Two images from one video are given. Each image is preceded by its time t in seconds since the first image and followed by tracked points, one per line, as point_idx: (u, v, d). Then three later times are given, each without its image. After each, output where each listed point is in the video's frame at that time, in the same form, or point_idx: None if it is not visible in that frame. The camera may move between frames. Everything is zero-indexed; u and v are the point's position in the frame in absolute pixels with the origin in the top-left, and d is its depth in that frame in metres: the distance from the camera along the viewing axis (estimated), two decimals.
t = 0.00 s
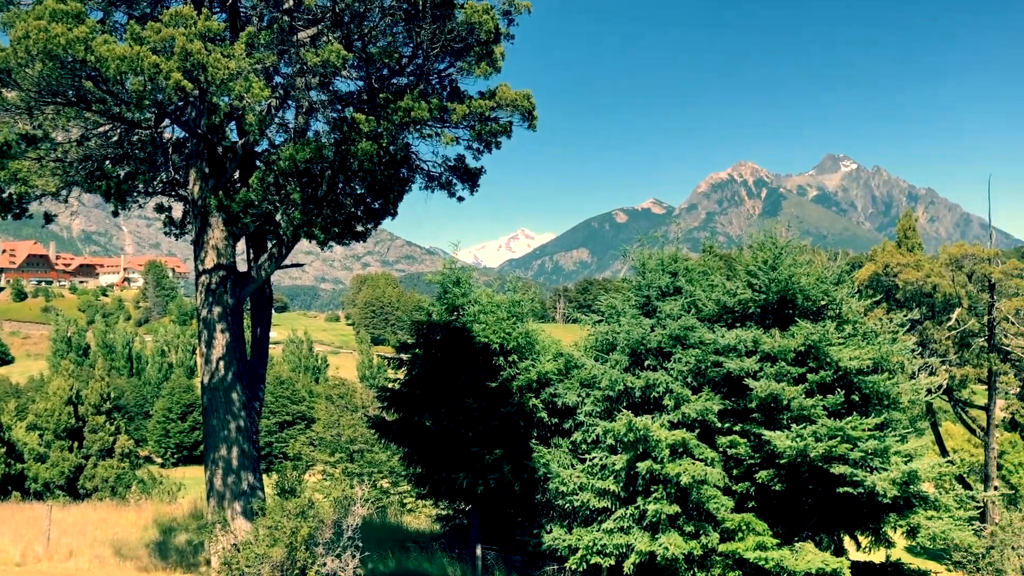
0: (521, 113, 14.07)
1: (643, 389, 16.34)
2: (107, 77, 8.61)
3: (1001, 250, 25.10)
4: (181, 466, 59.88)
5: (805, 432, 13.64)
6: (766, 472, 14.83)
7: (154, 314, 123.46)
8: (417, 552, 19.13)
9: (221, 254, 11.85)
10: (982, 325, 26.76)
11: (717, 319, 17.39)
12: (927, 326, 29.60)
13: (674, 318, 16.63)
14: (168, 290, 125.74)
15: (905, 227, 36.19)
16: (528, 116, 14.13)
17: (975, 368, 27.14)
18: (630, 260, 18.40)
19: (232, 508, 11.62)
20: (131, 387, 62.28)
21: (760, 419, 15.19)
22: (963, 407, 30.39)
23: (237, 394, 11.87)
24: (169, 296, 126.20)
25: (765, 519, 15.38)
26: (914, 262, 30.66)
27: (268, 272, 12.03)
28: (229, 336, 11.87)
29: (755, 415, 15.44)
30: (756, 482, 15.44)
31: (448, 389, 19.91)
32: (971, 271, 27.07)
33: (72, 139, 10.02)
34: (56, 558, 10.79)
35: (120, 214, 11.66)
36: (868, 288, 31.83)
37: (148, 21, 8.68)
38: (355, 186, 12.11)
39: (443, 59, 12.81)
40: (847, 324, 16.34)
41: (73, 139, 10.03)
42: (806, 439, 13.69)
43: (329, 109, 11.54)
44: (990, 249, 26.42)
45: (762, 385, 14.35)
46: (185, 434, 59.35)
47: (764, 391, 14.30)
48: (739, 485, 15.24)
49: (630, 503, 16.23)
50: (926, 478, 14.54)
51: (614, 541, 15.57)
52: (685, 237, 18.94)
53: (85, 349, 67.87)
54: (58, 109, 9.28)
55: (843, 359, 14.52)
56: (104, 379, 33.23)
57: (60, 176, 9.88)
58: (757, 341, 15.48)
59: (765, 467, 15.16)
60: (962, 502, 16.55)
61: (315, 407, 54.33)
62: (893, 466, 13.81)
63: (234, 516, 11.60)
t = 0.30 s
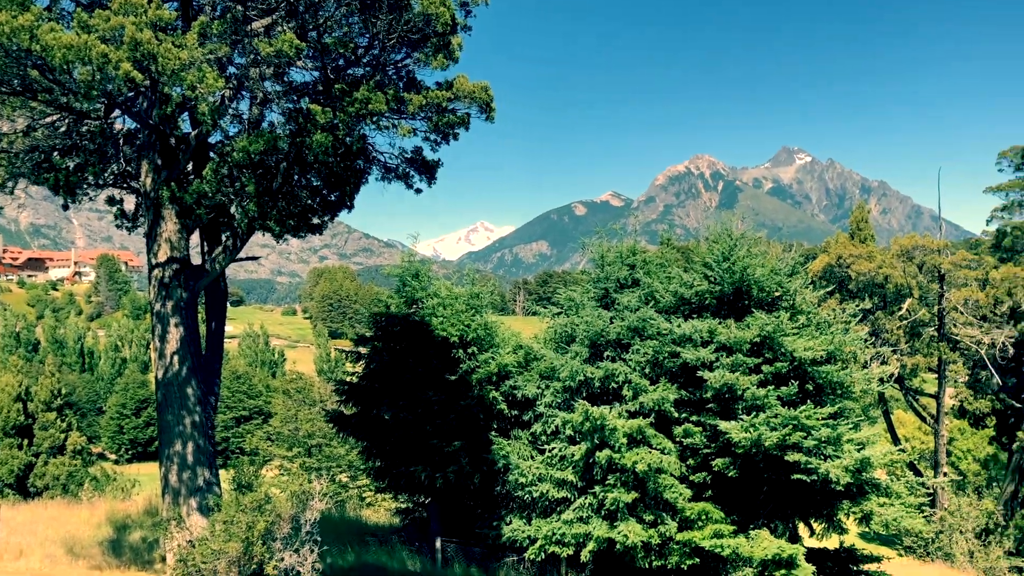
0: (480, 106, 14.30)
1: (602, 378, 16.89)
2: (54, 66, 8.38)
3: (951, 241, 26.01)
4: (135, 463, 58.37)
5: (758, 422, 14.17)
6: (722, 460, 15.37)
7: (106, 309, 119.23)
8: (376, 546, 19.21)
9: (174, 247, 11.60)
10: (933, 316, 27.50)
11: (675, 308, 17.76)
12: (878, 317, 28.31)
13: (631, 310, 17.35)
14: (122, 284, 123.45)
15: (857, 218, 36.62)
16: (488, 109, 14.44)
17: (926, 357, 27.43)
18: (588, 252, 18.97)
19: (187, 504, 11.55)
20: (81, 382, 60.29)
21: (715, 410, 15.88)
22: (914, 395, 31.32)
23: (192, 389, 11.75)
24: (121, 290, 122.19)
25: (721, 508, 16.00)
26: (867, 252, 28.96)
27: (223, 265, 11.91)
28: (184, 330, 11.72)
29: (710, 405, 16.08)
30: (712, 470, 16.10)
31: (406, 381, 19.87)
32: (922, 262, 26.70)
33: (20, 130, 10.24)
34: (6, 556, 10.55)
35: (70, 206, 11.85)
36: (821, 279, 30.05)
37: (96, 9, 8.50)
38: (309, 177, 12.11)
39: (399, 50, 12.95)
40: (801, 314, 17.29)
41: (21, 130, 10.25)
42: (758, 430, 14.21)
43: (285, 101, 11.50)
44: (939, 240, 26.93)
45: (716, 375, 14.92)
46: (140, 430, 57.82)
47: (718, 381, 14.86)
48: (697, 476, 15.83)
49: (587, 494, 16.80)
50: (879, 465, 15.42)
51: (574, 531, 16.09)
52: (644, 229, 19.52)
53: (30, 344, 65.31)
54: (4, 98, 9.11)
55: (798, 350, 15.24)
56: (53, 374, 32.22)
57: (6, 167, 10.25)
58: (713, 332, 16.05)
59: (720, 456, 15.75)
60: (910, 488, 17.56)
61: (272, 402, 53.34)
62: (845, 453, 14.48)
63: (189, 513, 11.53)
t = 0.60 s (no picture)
0: (430, 94, 14.43)
1: (556, 365, 17.41)
2: None
3: (894, 229, 25.99)
4: (80, 459, 56.26)
5: (707, 409, 14.79)
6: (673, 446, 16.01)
7: (47, 300, 113.61)
8: (329, 538, 19.21)
9: (119, 238, 11.34)
10: (877, 302, 27.71)
11: (627, 297, 18.32)
12: (825, 304, 29.22)
13: (582, 297, 18.18)
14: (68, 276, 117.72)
15: (804, 207, 37.91)
16: (438, 97, 14.66)
17: (870, 342, 27.96)
18: (540, 240, 19.66)
19: (135, 499, 11.42)
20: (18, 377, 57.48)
21: (667, 397, 16.52)
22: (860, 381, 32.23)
23: (139, 382, 11.57)
24: (65, 282, 116.88)
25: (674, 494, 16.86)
26: (813, 240, 29.37)
27: (169, 256, 11.81)
28: (130, 322, 11.51)
29: (661, 392, 16.74)
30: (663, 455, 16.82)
31: (358, 370, 19.89)
32: (867, 249, 26.94)
33: None
34: None
35: (8, 196, 11.39)
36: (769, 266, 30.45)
37: None
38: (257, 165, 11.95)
39: (349, 37, 12.92)
40: (749, 302, 18.04)
41: None
42: (708, 416, 14.82)
43: (232, 88, 11.40)
44: (884, 227, 27.00)
45: (667, 363, 15.49)
46: (85, 426, 55.67)
47: (668, 369, 15.45)
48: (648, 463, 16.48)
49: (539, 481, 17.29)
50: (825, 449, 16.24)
51: (527, 518, 16.60)
52: (595, 219, 20.26)
53: None
54: None
55: (748, 337, 15.98)
56: None
57: None
58: (662, 319, 16.61)
59: (672, 442, 16.36)
60: (860, 472, 18.57)
61: (222, 395, 51.92)
62: (793, 438, 15.17)
63: (136, 508, 11.43)
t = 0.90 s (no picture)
0: (385, 83, 14.43)
1: (514, 354, 17.75)
2: None
3: (843, 218, 27.46)
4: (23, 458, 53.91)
5: (665, 396, 15.35)
6: (629, 433, 16.53)
7: None
8: (286, 531, 19.13)
9: (66, 229, 11.14)
10: (828, 289, 29.05)
11: (582, 287, 18.79)
12: (778, 292, 30.33)
13: (539, 287, 18.56)
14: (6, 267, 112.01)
15: (756, 197, 39.20)
16: (393, 86, 14.71)
17: (821, 329, 29.15)
18: (497, 231, 19.93)
19: (85, 494, 11.33)
20: None
21: (622, 384, 17.05)
22: (811, 367, 33.26)
23: (90, 375, 11.42)
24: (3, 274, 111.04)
25: (630, 481, 17.43)
26: (765, 229, 30.68)
27: (119, 247, 11.52)
28: (79, 315, 11.32)
29: (616, 379, 17.29)
30: (620, 443, 17.35)
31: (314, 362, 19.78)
32: (818, 238, 28.32)
33: None
34: None
35: None
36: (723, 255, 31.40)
37: None
38: (207, 155, 11.78)
39: (302, 24, 12.79)
40: (701, 290, 18.65)
41: None
42: (666, 402, 15.38)
43: (182, 77, 11.25)
44: (833, 216, 28.35)
45: (622, 352, 16.01)
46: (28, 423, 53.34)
47: (623, 357, 15.98)
48: (603, 450, 17.04)
49: (496, 471, 17.59)
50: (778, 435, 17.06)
51: (484, 507, 16.95)
52: (551, 209, 20.64)
53: None
54: None
55: (702, 325, 16.59)
56: None
57: None
58: (617, 309, 17.00)
59: (629, 430, 16.82)
60: (811, 457, 19.40)
61: (175, 387, 50.38)
62: (747, 424, 15.92)
63: (87, 504, 11.32)
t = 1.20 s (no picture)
0: (346, 70, 14.34)
1: (477, 343, 17.88)
2: None
3: (802, 206, 28.77)
4: None
5: (629, 383, 15.84)
6: (593, 421, 16.95)
7: None
8: (247, 521, 19.07)
9: (18, 218, 11.03)
10: (787, 277, 30.13)
11: (545, 275, 19.19)
12: (738, 279, 31.38)
13: (502, 275, 18.79)
14: None
15: (717, 186, 40.13)
16: (354, 73, 14.63)
17: (780, 316, 30.17)
18: (460, 219, 20.05)
19: (41, 488, 11.34)
20: None
21: (586, 372, 17.45)
22: (770, 353, 34.33)
23: (44, 367, 11.43)
24: None
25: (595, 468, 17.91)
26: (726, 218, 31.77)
27: (73, 236, 11.61)
28: (32, 307, 11.27)
29: (579, 367, 17.69)
30: (583, 431, 17.82)
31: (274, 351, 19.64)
32: (777, 226, 29.70)
33: None
34: None
35: None
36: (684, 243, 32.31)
37: None
38: (164, 143, 11.64)
39: (260, 10, 12.75)
40: (663, 278, 19.13)
41: None
42: (630, 389, 15.86)
43: (138, 62, 11.09)
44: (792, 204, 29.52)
45: (586, 341, 16.42)
46: None
47: (587, 346, 16.39)
48: (566, 437, 17.50)
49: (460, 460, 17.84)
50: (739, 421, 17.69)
51: (448, 496, 17.25)
52: (514, 197, 20.89)
53: None
54: None
55: (664, 313, 17.07)
56: None
57: None
58: (580, 297, 17.46)
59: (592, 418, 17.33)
60: (770, 441, 20.14)
61: (134, 378, 48.93)
62: (708, 411, 16.54)
63: (42, 498, 11.33)
